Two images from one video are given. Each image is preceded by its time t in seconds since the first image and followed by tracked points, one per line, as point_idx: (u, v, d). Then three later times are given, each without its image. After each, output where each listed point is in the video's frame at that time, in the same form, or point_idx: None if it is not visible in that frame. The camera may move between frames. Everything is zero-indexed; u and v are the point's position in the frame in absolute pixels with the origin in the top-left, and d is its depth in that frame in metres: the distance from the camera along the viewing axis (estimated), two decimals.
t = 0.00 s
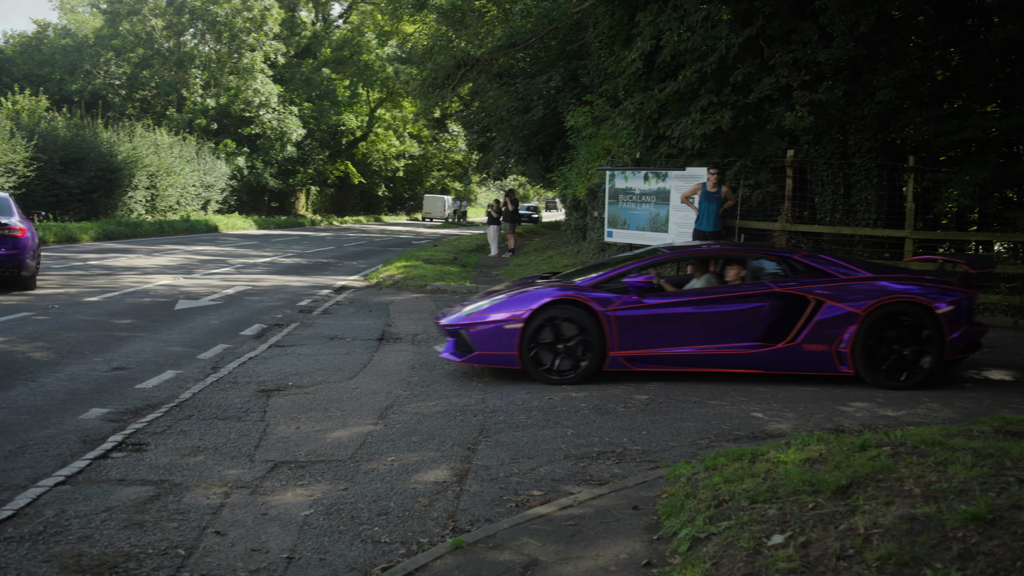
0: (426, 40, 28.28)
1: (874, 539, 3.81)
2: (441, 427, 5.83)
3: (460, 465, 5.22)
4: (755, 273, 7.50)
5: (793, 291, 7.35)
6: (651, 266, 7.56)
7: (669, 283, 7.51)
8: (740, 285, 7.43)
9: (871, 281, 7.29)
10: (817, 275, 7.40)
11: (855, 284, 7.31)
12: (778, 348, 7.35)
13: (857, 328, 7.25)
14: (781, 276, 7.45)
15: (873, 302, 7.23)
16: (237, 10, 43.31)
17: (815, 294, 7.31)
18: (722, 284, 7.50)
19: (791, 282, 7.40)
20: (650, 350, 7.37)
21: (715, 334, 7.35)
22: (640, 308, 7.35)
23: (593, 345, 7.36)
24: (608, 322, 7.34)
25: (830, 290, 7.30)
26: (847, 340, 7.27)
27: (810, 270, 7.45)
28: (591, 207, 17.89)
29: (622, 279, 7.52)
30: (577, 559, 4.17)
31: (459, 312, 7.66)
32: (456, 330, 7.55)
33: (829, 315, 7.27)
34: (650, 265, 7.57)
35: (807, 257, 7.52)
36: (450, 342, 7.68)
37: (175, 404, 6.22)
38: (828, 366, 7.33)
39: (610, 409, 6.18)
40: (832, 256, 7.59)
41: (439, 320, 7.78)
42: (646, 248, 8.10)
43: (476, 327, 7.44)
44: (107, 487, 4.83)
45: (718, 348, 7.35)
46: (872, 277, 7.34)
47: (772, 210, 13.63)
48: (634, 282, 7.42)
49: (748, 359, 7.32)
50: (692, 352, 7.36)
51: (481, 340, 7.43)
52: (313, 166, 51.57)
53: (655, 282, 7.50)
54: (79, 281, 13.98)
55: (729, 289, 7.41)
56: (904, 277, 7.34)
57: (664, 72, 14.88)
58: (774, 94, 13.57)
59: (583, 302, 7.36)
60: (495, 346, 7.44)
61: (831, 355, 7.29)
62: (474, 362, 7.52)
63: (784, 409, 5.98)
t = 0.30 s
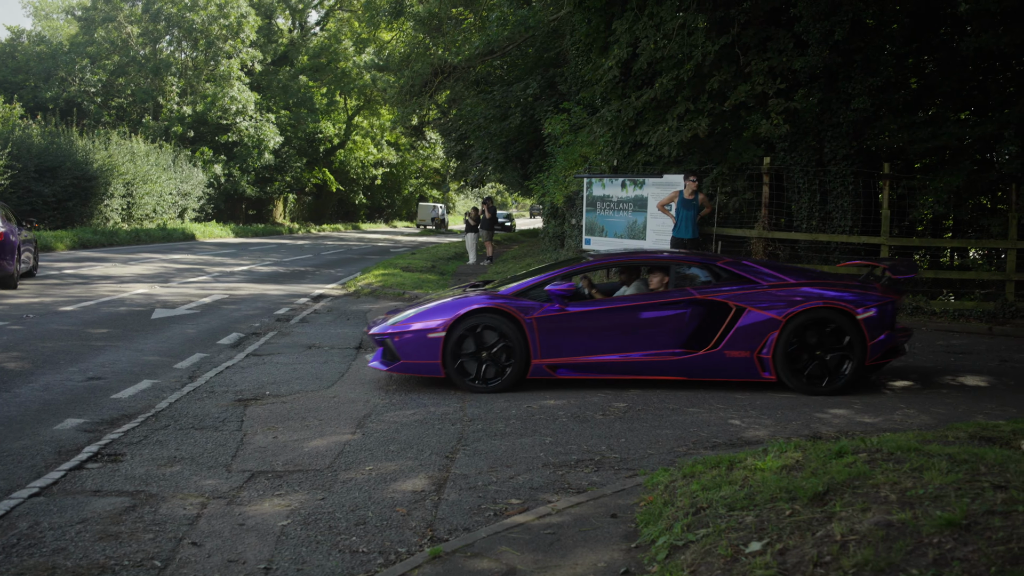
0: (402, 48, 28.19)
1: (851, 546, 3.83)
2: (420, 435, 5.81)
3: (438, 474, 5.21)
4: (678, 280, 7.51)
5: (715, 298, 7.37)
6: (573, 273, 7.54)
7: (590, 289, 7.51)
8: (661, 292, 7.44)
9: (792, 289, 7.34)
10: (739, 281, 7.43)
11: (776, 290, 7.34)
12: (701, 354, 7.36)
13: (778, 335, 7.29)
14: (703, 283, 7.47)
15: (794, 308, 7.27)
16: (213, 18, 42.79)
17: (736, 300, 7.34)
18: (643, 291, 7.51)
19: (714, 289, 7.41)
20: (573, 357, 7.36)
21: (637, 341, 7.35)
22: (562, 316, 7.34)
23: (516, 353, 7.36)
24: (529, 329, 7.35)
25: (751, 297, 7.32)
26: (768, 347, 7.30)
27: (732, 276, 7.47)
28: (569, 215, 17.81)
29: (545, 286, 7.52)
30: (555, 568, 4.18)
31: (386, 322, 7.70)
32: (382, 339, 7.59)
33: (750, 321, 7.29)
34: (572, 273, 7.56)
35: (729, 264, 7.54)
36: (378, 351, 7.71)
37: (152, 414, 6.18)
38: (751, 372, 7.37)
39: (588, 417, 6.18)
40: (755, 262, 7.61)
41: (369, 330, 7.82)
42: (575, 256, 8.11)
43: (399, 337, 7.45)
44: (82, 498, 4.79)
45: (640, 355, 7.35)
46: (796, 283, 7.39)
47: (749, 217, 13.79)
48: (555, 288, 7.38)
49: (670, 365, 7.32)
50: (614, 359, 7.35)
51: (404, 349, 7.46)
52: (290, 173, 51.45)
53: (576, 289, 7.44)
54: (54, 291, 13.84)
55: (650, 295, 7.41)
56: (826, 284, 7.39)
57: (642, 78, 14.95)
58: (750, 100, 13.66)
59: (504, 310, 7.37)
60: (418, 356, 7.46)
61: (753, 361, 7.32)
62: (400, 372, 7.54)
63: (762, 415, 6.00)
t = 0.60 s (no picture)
0: (404, 55, 28.23)
1: (852, 552, 3.82)
2: (420, 441, 5.81)
3: (439, 480, 5.21)
4: (631, 285, 7.53)
5: (666, 304, 7.37)
6: (526, 280, 7.59)
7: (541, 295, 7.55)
8: (612, 298, 7.44)
9: (742, 296, 7.34)
10: (691, 287, 7.43)
11: (728, 297, 7.34)
12: (653, 360, 7.35)
13: (730, 340, 7.29)
14: (656, 289, 7.48)
15: (743, 315, 7.28)
16: (214, 24, 43.47)
17: (687, 306, 7.34)
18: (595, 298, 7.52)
19: (665, 295, 7.41)
20: (525, 363, 7.36)
21: (589, 347, 7.35)
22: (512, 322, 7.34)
23: (468, 360, 7.35)
24: (481, 336, 7.33)
25: (702, 303, 7.33)
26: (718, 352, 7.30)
27: (685, 282, 7.48)
28: (569, 221, 17.69)
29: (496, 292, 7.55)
30: (556, 574, 4.17)
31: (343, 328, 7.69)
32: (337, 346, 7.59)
33: (702, 327, 7.29)
34: (524, 280, 7.62)
35: (682, 270, 7.56)
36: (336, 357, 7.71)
37: (152, 419, 6.18)
38: (703, 378, 7.37)
39: (589, 423, 6.18)
40: (709, 268, 7.62)
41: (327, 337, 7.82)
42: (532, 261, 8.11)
43: (352, 343, 7.43)
44: (82, 504, 4.79)
45: (591, 361, 7.34)
46: (749, 289, 7.39)
47: (750, 222, 13.96)
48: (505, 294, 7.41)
49: (622, 371, 7.32)
50: (566, 365, 7.35)
51: (357, 355, 7.44)
52: (291, 180, 51.52)
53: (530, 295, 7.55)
54: (54, 297, 13.83)
55: (601, 302, 7.41)
56: (779, 290, 7.40)
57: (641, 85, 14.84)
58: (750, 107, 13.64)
59: (456, 316, 7.36)
60: (371, 361, 7.44)
61: (704, 367, 7.32)
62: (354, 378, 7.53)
63: (762, 420, 6.00)
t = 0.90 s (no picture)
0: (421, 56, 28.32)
1: (870, 556, 3.81)
2: (437, 442, 5.81)
3: (455, 481, 5.21)
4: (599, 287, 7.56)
5: (633, 305, 7.38)
6: (494, 282, 7.62)
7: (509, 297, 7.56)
8: (580, 299, 7.46)
9: (709, 296, 7.34)
10: (660, 288, 7.45)
11: (695, 298, 7.35)
12: (621, 361, 7.34)
13: (697, 341, 7.27)
14: (624, 290, 7.52)
15: (712, 316, 7.27)
16: (231, 26, 43.55)
17: (654, 307, 7.35)
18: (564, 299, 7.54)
19: (632, 296, 7.44)
20: (493, 365, 7.37)
21: (556, 348, 7.34)
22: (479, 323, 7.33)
23: (436, 361, 7.36)
24: (448, 337, 7.33)
25: (670, 304, 7.34)
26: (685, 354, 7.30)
27: (654, 283, 7.50)
28: (585, 222, 17.70)
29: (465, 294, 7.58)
30: None
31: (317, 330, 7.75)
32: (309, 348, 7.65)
33: (670, 328, 7.29)
34: (495, 281, 7.67)
35: (651, 271, 7.59)
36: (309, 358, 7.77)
37: (171, 419, 6.21)
38: (672, 380, 7.36)
39: (606, 425, 6.16)
40: (678, 270, 7.64)
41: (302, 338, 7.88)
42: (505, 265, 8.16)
43: (323, 344, 7.49)
44: (101, 503, 4.81)
45: (558, 362, 7.34)
46: (717, 290, 7.40)
47: (767, 225, 13.90)
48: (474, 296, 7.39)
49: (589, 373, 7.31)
50: (533, 366, 7.36)
51: (328, 357, 7.52)
52: (307, 181, 51.84)
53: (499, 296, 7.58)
54: (74, 297, 13.90)
55: (567, 303, 7.42)
56: (747, 291, 7.40)
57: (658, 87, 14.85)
58: (767, 109, 13.61)
59: (424, 318, 7.38)
60: (341, 362, 7.50)
61: (673, 369, 7.31)
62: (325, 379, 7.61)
63: (779, 423, 5.98)
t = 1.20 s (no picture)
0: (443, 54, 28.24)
1: (895, 555, 3.78)
2: (459, 440, 5.81)
3: (477, 478, 5.21)
4: (574, 283, 7.58)
5: (606, 301, 7.39)
6: (469, 278, 7.67)
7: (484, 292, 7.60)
8: (555, 295, 7.49)
9: (682, 294, 7.36)
10: (634, 285, 7.47)
11: (669, 295, 7.36)
12: (594, 357, 7.34)
13: (669, 338, 7.26)
14: (598, 287, 7.54)
15: (684, 312, 7.27)
16: (254, 25, 43.51)
17: (627, 303, 7.35)
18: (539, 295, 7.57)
19: (606, 293, 7.46)
20: (468, 360, 7.41)
21: (530, 345, 7.35)
22: (453, 318, 7.43)
23: (411, 357, 7.44)
24: (423, 333, 7.43)
25: (642, 301, 7.35)
26: (658, 350, 7.29)
27: (628, 281, 7.54)
28: (607, 221, 17.66)
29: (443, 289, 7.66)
30: (596, 573, 4.16)
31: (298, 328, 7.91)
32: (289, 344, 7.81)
33: (642, 324, 7.28)
34: (476, 275, 7.70)
35: (627, 269, 7.63)
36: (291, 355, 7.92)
37: (194, 416, 6.23)
38: (644, 376, 7.34)
39: (628, 423, 6.15)
40: (654, 268, 7.68)
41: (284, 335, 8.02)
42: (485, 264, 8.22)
43: (299, 340, 7.60)
44: (126, 499, 4.84)
45: (531, 358, 7.35)
46: (690, 288, 7.40)
47: (790, 223, 13.92)
48: (450, 291, 7.51)
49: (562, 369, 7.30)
50: (507, 362, 7.37)
51: (307, 353, 7.63)
52: (330, 179, 51.66)
53: (473, 293, 7.62)
54: (98, 295, 13.98)
55: (542, 299, 7.45)
56: (720, 289, 7.40)
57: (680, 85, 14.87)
58: (790, 107, 13.56)
59: (400, 313, 7.49)
60: (320, 359, 7.62)
61: (645, 365, 7.32)
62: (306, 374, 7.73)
63: (802, 421, 5.96)
